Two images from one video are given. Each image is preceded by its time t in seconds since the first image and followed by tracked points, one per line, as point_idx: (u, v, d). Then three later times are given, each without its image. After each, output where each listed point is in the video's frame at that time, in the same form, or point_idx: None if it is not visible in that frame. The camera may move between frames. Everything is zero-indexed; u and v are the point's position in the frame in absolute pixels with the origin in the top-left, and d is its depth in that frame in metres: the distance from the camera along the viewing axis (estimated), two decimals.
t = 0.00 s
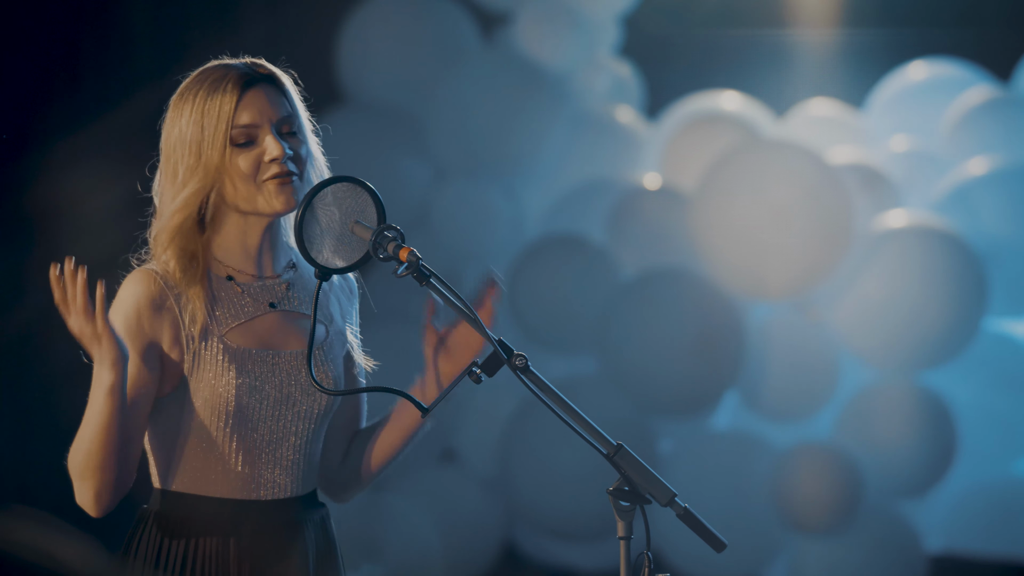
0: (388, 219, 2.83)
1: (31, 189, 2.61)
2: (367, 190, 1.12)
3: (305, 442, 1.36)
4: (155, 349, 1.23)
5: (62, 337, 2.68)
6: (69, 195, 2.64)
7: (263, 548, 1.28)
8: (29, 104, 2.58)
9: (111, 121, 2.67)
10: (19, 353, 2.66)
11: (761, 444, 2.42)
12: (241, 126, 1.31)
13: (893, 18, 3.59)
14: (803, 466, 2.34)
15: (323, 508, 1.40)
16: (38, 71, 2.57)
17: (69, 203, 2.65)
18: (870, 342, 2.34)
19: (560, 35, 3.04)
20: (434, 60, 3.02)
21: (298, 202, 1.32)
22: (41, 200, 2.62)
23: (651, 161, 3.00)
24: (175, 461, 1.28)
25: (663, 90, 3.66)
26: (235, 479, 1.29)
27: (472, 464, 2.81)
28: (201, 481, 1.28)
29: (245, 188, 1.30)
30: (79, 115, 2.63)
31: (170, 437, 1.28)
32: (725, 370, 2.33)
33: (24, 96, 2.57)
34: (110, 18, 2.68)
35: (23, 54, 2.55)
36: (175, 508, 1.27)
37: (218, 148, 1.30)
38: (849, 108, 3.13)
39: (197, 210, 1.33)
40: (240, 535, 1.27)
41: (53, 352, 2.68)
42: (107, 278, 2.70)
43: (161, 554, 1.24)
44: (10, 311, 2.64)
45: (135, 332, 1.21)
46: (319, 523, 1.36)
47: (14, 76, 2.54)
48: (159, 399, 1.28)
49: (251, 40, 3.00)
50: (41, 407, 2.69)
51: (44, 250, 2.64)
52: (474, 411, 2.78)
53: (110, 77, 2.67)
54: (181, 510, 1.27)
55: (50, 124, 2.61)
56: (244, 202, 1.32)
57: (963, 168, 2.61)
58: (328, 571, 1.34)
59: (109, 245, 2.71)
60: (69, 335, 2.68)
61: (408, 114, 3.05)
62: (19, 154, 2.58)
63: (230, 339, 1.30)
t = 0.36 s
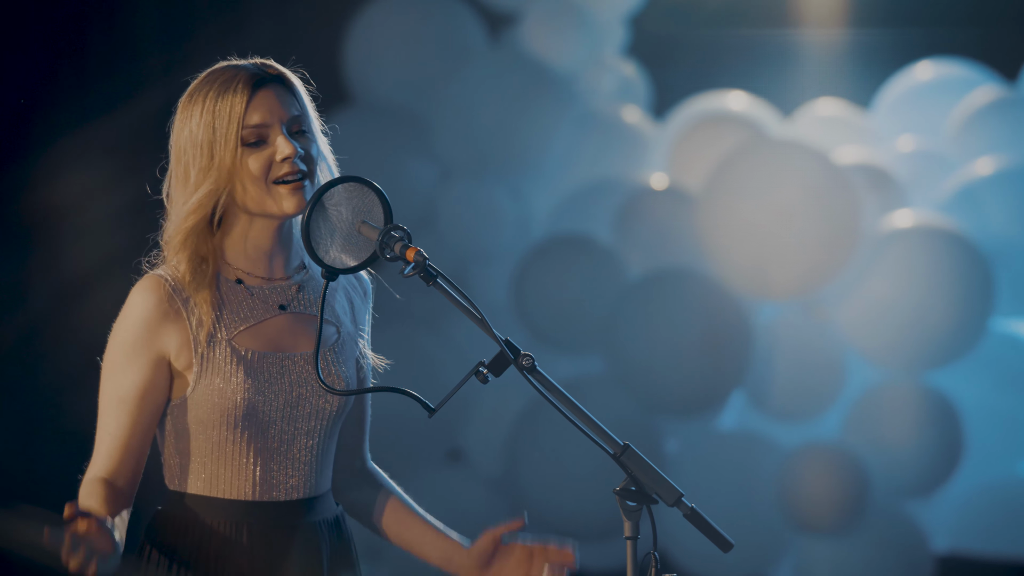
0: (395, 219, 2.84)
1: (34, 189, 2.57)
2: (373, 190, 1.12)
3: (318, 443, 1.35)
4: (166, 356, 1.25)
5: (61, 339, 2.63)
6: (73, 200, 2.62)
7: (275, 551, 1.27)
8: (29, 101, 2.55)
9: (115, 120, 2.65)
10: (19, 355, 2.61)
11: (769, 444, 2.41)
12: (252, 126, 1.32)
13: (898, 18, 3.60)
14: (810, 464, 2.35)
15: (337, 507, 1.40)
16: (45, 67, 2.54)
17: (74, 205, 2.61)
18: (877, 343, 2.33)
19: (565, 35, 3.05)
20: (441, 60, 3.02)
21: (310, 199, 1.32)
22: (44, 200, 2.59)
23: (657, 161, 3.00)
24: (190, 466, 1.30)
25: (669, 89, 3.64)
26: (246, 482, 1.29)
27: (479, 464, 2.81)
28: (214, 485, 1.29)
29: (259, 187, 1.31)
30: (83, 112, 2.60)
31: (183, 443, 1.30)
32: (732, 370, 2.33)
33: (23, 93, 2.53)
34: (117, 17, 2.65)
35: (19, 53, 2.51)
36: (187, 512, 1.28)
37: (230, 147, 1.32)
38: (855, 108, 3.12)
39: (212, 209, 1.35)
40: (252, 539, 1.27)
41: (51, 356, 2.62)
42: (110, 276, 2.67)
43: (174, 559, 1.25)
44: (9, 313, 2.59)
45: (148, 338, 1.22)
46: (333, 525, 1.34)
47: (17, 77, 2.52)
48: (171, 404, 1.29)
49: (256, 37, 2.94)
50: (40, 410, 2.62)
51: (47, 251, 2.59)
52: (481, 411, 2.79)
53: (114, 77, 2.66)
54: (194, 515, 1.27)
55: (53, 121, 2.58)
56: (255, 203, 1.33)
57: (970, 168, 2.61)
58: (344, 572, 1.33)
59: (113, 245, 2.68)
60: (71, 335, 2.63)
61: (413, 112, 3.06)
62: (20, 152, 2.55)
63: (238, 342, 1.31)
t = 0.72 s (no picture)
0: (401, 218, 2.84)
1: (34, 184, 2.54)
2: (379, 190, 1.13)
3: (332, 442, 1.35)
4: (176, 357, 1.26)
5: (66, 337, 2.63)
6: (76, 200, 2.61)
7: (293, 552, 1.27)
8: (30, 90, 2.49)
9: (119, 119, 2.64)
10: (23, 356, 2.59)
11: (775, 444, 2.42)
12: (250, 132, 1.33)
13: (901, 18, 3.60)
14: (819, 468, 2.34)
15: (354, 507, 1.40)
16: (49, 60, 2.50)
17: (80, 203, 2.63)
18: (882, 343, 2.34)
19: (570, 35, 3.05)
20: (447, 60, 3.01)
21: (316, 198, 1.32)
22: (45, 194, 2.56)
23: (662, 161, 3.01)
24: (205, 467, 1.31)
25: (673, 88, 3.64)
26: (261, 482, 1.30)
27: (484, 464, 2.82)
28: (230, 486, 1.30)
29: (260, 191, 1.32)
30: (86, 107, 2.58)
31: (198, 444, 1.31)
32: (738, 369, 2.33)
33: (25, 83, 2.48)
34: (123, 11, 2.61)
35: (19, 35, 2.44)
36: (204, 513, 1.28)
37: (231, 154, 1.33)
38: (861, 107, 3.12)
39: (216, 214, 1.36)
40: (271, 539, 1.27)
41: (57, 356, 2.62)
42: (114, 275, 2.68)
43: (193, 561, 1.26)
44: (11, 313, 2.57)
45: (161, 337, 1.24)
46: (348, 526, 1.34)
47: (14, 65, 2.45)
48: (181, 404, 1.31)
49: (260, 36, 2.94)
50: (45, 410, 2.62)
51: (50, 249, 2.59)
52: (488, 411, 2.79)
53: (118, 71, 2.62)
54: (212, 516, 1.28)
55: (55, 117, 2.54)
56: (260, 205, 1.34)
57: (976, 168, 2.60)
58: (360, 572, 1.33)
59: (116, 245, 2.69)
60: (77, 333, 2.64)
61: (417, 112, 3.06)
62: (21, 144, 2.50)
63: (249, 342, 1.31)
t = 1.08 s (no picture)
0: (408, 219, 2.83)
1: (28, 185, 2.39)
2: (385, 190, 1.14)
3: (346, 440, 1.36)
4: (185, 344, 1.28)
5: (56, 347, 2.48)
6: (77, 203, 2.48)
7: (307, 549, 1.27)
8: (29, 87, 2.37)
9: (123, 120, 2.53)
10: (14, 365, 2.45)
11: (782, 445, 2.42)
12: (268, 128, 1.34)
13: (907, 18, 3.59)
14: (821, 467, 2.36)
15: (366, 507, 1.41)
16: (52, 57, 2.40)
17: (82, 205, 2.48)
18: (890, 343, 2.33)
19: (579, 36, 3.06)
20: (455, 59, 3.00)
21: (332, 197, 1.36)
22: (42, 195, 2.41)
23: (668, 161, 3.01)
24: (219, 463, 1.33)
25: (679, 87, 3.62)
26: (274, 479, 1.31)
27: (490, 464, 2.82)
28: (244, 482, 1.31)
29: (279, 187, 1.34)
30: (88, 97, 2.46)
31: (213, 440, 1.33)
32: (745, 369, 2.34)
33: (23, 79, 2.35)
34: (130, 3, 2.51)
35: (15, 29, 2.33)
36: (219, 510, 1.29)
37: (249, 151, 1.34)
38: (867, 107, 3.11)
39: (233, 211, 1.36)
40: (284, 538, 1.28)
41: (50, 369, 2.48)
42: (114, 279, 2.56)
43: (208, 558, 1.26)
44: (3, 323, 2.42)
45: (171, 322, 1.26)
46: (361, 525, 1.35)
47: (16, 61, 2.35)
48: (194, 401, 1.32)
49: (271, 29, 2.78)
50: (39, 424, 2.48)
51: (50, 253, 2.45)
52: (494, 411, 2.80)
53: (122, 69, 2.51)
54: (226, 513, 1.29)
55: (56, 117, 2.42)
56: (278, 203, 1.36)
57: (982, 168, 2.60)
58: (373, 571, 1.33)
59: (113, 250, 2.55)
60: (75, 341, 2.51)
61: (425, 111, 3.02)
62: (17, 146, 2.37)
63: (264, 337, 1.32)
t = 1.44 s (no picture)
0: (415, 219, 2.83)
1: (30, 184, 2.35)
2: (392, 190, 1.14)
3: (354, 441, 1.38)
4: (193, 338, 1.30)
5: (60, 348, 2.46)
6: (84, 205, 2.48)
7: (315, 548, 1.29)
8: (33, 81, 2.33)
9: (129, 118, 2.53)
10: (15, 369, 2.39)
11: (789, 445, 2.42)
12: (276, 126, 1.35)
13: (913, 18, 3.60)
14: (829, 467, 2.35)
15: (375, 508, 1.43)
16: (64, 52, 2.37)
17: (89, 208, 2.48)
18: (897, 342, 2.33)
19: (586, 36, 3.07)
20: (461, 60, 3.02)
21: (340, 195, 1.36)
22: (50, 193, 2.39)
23: (675, 161, 3.01)
24: (227, 466, 1.32)
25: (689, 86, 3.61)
26: (283, 481, 1.32)
27: (497, 464, 2.83)
28: (252, 484, 1.31)
29: (287, 185, 1.35)
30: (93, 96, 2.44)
31: (220, 443, 1.32)
32: (753, 370, 2.34)
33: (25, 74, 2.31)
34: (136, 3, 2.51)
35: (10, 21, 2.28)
36: (228, 510, 1.30)
37: (257, 150, 1.35)
38: (874, 107, 3.11)
39: (242, 210, 1.38)
40: (290, 535, 1.29)
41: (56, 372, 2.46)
42: (122, 276, 2.57)
43: (213, 558, 1.26)
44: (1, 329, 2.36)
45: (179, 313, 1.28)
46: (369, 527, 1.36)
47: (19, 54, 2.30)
48: (202, 403, 1.33)
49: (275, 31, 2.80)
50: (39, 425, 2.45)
51: (49, 259, 2.42)
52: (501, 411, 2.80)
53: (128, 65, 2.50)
54: (234, 509, 1.30)
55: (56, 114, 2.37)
56: (287, 202, 1.37)
57: (989, 167, 2.60)
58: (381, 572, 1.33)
59: (123, 249, 2.57)
60: (79, 339, 2.49)
61: (433, 112, 3.03)
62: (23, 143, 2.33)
63: (273, 340, 1.33)
